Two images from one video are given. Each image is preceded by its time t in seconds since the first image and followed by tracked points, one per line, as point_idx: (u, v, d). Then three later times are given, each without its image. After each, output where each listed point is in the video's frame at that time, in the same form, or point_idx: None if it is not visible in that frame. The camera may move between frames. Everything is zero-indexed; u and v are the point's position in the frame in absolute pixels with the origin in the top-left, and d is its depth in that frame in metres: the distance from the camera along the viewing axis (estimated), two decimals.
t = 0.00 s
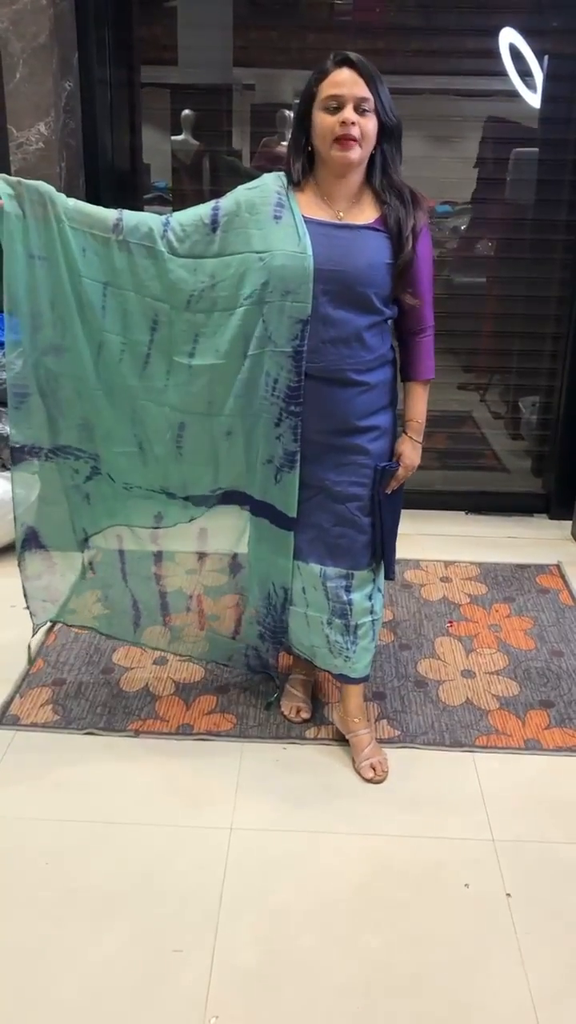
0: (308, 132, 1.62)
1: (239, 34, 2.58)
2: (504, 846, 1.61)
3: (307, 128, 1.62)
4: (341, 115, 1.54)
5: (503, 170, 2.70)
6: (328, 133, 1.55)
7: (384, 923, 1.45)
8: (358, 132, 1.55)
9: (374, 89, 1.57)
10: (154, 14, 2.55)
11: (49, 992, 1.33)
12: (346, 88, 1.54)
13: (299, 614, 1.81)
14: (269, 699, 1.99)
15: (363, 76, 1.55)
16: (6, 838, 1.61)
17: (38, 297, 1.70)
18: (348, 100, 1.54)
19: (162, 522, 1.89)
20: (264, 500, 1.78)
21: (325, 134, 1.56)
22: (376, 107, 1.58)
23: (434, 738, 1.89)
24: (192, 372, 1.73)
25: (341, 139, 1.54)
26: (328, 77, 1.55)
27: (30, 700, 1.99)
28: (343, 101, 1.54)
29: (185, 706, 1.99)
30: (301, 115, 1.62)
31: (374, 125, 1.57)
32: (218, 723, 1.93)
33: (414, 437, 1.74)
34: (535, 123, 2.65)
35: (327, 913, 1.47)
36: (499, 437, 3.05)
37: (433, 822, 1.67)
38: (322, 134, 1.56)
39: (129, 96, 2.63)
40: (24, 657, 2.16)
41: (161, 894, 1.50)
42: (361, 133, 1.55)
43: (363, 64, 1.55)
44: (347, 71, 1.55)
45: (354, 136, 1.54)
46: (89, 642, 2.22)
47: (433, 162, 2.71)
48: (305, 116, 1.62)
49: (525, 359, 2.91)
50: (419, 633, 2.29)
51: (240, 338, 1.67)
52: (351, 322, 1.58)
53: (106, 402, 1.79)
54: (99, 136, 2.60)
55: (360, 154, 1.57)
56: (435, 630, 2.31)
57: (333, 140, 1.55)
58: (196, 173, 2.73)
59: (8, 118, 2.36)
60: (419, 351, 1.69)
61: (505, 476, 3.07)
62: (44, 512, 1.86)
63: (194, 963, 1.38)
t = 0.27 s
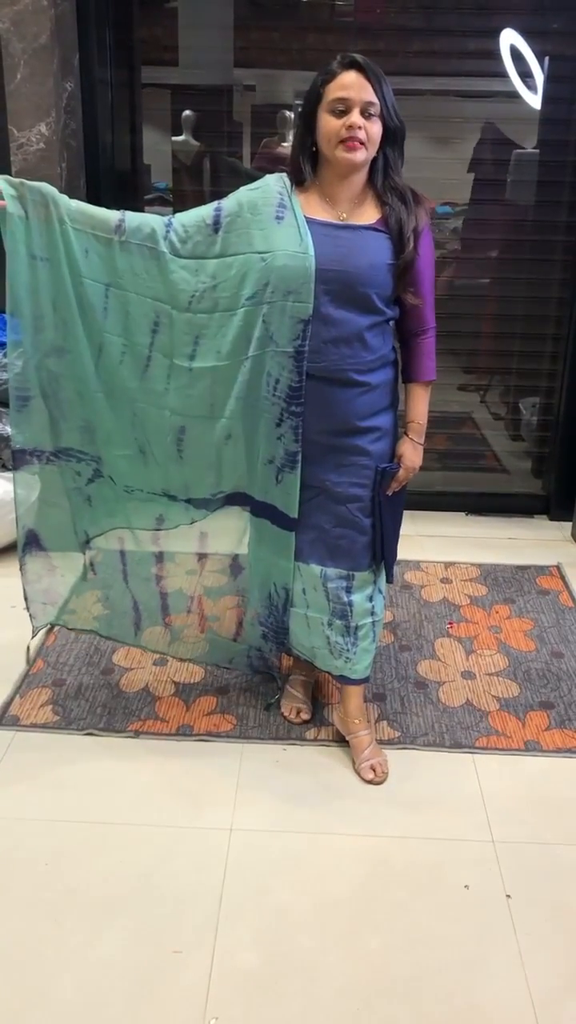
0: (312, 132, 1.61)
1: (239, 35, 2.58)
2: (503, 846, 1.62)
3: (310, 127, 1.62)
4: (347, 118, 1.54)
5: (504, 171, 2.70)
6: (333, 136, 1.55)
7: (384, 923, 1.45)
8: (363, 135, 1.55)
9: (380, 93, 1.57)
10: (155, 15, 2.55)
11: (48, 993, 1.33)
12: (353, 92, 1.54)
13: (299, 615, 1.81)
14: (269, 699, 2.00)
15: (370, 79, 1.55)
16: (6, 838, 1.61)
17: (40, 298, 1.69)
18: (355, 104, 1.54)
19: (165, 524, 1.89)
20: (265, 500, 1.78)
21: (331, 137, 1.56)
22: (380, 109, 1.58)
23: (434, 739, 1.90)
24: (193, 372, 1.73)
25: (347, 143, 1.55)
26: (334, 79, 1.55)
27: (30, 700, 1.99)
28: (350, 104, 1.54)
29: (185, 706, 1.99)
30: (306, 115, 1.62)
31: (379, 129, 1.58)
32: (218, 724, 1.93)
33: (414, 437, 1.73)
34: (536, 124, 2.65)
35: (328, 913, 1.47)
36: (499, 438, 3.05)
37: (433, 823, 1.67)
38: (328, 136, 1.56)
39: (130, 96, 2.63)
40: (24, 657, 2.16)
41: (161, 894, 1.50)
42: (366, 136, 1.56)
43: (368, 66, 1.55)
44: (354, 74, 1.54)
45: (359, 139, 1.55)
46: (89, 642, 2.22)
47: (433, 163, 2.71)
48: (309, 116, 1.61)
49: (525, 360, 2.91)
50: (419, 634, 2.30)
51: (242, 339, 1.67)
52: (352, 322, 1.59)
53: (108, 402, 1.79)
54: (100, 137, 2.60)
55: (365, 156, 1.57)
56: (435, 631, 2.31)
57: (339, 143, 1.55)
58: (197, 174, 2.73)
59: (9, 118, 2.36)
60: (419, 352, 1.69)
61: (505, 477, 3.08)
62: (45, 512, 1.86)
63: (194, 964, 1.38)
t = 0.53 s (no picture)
0: (313, 132, 1.61)
1: (240, 35, 2.58)
2: (503, 847, 1.61)
3: (312, 127, 1.62)
4: (348, 118, 1.54)
5: (504, 171, 2.70)
6: (334, 135, 1.55)
7: (384, 923, 1.45)
8: (364, 135, 1.55)
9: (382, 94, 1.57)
10: (155, 15, 2.55)
11: (49, 993, 1.33)
12: (354, 92, 1.54)
13: (299, 615, 1.81)
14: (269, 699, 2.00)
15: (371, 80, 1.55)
16: (6, 838, 1.61)
17: (42, 297, 1.69)
18: (355, 103, 1.54)
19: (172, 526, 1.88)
20: (266, 500, 1.78)
21: (331, 137, 1.56)
22: (382, 110, 1.58)
23: (434, 739, 1.89)
24: (195, 372, 1.73)
25: (347, 143, 1.54)
26: (336, 79, 1.55)
27: (30, 700, 1.99)
28: (351, 104, 1.54)
29: (185, 706, 1.99)
30: (308, 115, 1.62)
31: (380, 130, 1.58)
32: (218, 724, 1.93)
33: (414, 438, 1.73)
34: (536, 124, 2.65)
35: (328, 913, 1.47)
36: (500, 438, 3.05)
37: (433, 823, 1.67)
38: (328, 136, 1.56)
39: (130, 96, 2.63)
40: (25, 657, 2.16)
41: (162, 894, 1.50)
42: (367, 136, 1.55)
43: (370, 66, 1.55)
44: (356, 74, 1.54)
45: (359, 139, 1.55)
46: (89, 643, 2.22)
47: (434, 163, 2.71)
48: (311, 116, 1.61)
49: (525, 360, 2.91)
50: (419, 634, 2.30)
51: (243, 338, 1.67)
52: (353, 322, 1.59)
53: (110, 402, 1.78)
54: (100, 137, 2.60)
55: (365, 156, 1.57)
56: (435, 631, 2.31)
57: (339, 143, 1.55)
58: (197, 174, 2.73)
59: (9, 118, 2.36)
60: (419, 353, 1.69)
61: (505, 476, 3.07)
62: (47, 512, 1.86)
63: (194, 964, 1.38)
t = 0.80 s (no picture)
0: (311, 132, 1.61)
1: (238, 34, 2.58)
2: (502, 846, 1.61)
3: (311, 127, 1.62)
4: (343, 116, 1.54)
5: (503, 170, 2.70)
6: (330, 134, 1.55)
7: (383, 923, 1.45)
8: (359, 134, 1.55)
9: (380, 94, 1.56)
10: (153, 15, 2.55)
11: (47, 994, 1.32)
12: (350, 91, 1.54)
13: (298, 615, 1.81)
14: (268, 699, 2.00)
15: (369, 79, 1.54)
16: (4, 839, 1.61)
17: (41, 297, 1.69)
18: (351, 102, 1.54)
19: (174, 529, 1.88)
20: (265, 500, 1.77)
21: (327, 136, 1.56)
22: (380, 109, 1.57)
23: (433, 738, 1.89)
24: (193, 371, 1.72)
25: (343, 141, 1.54)
26: (333, 78, 1.55)
27: (29, 700, 1.99)
28: (347, 103, 1.54)
29: (184, 706, 1.99)
30: (306, 115, 1.62)
31: (377, 128, 1.57)
32: (217, 724, 1.93)
33: (413, 437, 1.74)
34: (534, 123, 2.65)
35: (328, 913, 1.47)
36: (499, 437, 3.04)
37: (433, 823, 1.66)
38: (325, 135, 1.56)
39: (128, 96, 2.62)
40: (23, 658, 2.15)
41: (161, 894, 1.50)
42: (363, 135, 1.55)
43: (368, 65, 1.55)
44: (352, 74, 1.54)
45: (355, 138, 1.54)
46: (88, 643, 2.22)
47: (432, 163, 2.70)
48: (310, 116, 1.61)
49: (524, 359, 2.91)
50: (418, 633, 2.29)
51: (241, 338, 1.67)
52: (352, 321, 1.58)
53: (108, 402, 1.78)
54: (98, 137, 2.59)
55: (362, 155, 1.56)
56: (434, 631, 2.31)
57: (334, 142, 1.55)
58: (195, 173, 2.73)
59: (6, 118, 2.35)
60: (417, 354, 1.69)
61: (504, 476, 3.07)
62: (45, 512, 1.86)
63: (193, 964, 1.37)
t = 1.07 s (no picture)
0: (308, 131, 1.62)
1: (235, 35, 2.58)
2: (500, 845, 1.61)
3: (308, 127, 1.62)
4: (339, 116, 1.54)
5: (500, 170, 2.70)
6: (326, 134, 1.56)
7: (381, 923, 1.45)
8: (355, 134, 1.55)
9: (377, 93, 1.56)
10: (150, 15, 2.55)
11: (45, 994, 1.32)
12: (345, 91, 1.54)
13: (296, 614, 1.80)
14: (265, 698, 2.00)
15: (365, 78, 1.54)
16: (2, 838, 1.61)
17: (38, 297, 1.69)
18: (347, 102, 1.54)
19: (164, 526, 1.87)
20: (262, 500, 1.77)
21: (323, 136, 1.56)
22: (376, 109, 1.57)
23: (431, 738, 1.89)
24: (191, 370, 1.72)
25: (338, 141, 1.54)
26: (329, 78, 1.55)
27: (26, 700, 1.99)
28: (342, 103, 1.55)
29: (182, 706, 1.99)
30: (303, 115, 1.62)
31: (373, 128, 1.57)
32: (214, 724, 1.93)
33: (409, 437, 1.74)
34: (531, 123, 2.65)
35: (327, 913, 1.47)
36: (496, 437, 3.04)
37: (430, 823, 1.66)
38: (321, 135, 1.57)
39: (125, 95, 2.62)
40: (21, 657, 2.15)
41: (159, 894, 1.50)
42: (359, 135, 1.55)
43: (364, 65, 1.55)
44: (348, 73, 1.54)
45: (351, 138, 1.54)
46: (85, 643, 2.21)
47: (429, 162, 2.71)
48: (307, 116, 1.62)
49: (521, 359, 2.91)
50: (416, 633, 2.29)
51: (239, 337, 1.67)
52: (350, 320, 1.59)
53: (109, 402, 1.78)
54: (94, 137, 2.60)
55: (357, 155, 1.57)
56: (432, 631, 2.31)
57: (330, 142, 1.55)
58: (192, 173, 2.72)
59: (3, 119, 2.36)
60: (414, 354, 1.69)
61: (501, 475, 3.07)
62: (42, 512, 1.86)
63: (191, 964, 1.38)
